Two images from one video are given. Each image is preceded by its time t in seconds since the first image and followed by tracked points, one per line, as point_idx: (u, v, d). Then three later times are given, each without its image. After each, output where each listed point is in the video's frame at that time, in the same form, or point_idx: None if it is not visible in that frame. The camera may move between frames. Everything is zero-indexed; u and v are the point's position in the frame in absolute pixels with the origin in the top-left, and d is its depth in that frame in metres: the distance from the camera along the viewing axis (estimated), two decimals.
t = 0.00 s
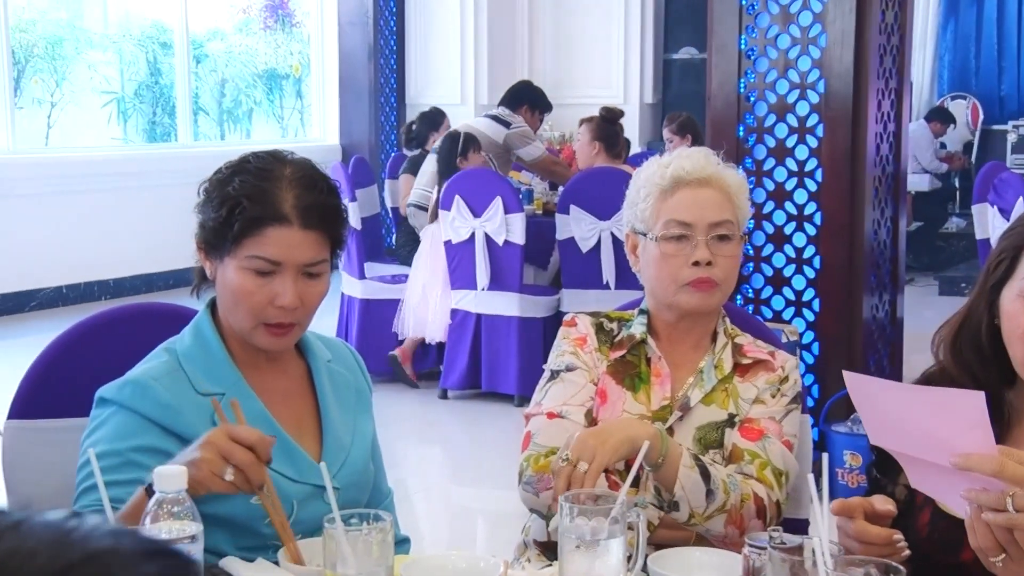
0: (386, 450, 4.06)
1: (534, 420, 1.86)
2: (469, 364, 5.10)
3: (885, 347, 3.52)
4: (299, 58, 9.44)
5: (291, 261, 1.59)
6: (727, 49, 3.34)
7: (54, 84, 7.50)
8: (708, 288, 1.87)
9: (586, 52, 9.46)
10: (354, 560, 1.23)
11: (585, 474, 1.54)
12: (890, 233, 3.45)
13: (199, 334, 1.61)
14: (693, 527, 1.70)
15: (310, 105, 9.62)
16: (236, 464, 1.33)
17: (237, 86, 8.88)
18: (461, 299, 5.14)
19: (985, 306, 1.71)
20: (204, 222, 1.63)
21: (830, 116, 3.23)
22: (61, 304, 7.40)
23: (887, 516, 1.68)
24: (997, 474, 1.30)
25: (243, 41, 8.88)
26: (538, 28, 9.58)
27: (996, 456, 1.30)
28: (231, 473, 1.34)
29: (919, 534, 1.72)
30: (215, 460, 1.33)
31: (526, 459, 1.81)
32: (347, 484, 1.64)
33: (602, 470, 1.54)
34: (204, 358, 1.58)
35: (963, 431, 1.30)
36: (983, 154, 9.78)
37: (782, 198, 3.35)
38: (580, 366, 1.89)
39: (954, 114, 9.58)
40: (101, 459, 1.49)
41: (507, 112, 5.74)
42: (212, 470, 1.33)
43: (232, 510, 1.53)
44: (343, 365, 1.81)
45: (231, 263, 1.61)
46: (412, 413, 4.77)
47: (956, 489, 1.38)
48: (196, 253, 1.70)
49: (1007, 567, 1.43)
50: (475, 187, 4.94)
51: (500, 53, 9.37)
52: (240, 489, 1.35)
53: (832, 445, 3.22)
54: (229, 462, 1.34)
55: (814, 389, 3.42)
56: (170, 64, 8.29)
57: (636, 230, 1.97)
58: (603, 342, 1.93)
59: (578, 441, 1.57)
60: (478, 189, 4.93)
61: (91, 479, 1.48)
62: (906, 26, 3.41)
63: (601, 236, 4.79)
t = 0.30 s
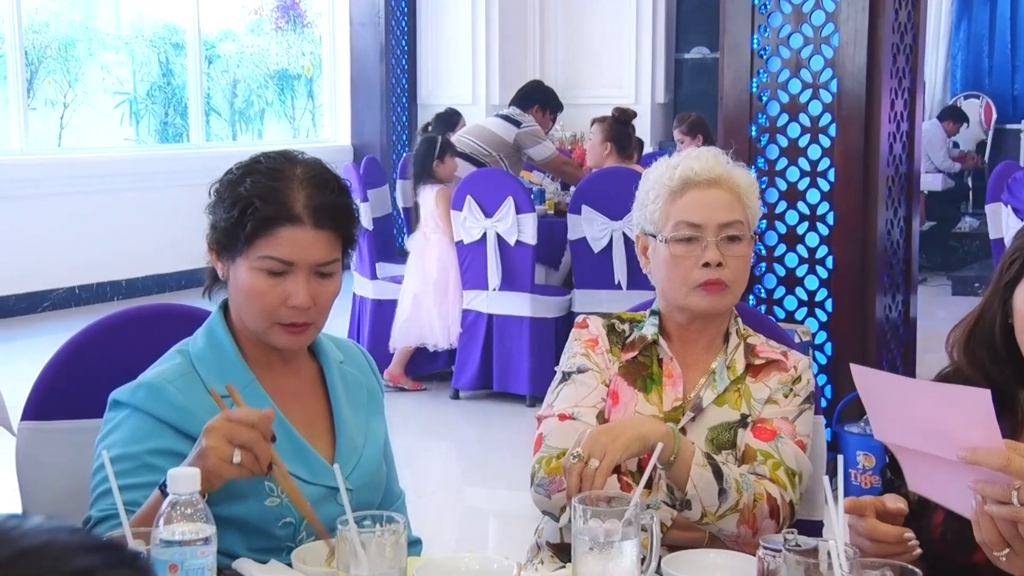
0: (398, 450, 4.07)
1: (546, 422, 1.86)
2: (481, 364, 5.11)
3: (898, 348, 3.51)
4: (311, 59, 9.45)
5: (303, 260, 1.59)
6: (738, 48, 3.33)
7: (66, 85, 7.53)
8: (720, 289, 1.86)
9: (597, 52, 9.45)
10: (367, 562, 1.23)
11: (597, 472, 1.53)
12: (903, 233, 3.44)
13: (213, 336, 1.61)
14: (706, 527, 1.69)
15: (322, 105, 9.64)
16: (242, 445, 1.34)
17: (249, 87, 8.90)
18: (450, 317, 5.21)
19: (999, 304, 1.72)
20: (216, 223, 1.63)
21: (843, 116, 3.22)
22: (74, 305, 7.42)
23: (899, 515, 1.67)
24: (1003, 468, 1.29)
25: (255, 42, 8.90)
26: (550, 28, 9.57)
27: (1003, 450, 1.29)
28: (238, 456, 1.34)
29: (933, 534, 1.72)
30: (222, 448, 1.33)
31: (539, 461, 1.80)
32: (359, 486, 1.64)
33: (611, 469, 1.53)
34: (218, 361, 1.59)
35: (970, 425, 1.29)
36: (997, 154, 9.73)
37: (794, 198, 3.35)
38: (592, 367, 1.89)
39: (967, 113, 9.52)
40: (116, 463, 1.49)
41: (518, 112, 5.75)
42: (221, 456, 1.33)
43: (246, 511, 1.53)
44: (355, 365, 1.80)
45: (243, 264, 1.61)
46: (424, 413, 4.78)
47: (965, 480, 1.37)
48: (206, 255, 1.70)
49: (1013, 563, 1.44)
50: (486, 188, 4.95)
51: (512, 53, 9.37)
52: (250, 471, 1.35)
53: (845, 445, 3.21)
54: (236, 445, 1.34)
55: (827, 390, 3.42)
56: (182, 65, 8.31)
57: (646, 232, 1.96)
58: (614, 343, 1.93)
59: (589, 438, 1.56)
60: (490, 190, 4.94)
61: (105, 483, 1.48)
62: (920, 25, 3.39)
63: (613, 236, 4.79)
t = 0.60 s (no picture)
0: (408, 451, 4.07)
1: (555, 424, 1.86)
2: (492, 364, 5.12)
3: (909, 350, 3.50)
4: (323, 58, 9.47)
5: (313, 257, 1.59)
6: (751, 49, 3.33)
7: (79, 84, 7.55)
8: (730, 291, 1.85)
9: (608, 52, 9.44)
10: (377, 563, 1.23)
11: (606, 467, 1.53)
12: (916, 234, 3.43)
13: (224, 337, 1.61)
14: (716, 526, 1.68)
15: (333, 106, 9.66)
16: (272, 459, 1.34)
17: (261, 86, 8.92)
18: (420, 327, 5.31)
19: (1011, 306, 1.71)
20: (226, 222, 1.64)
21: (856, 117, 3.21)
22: (86, 304, 7.44)
23: (909, 516, 1.67)
24: (1004, 469, 1.29)
25: (267, 41, 8.92)
26: (561, 28, 9.55)
27: (1004, 450, 1.28)
28: (268, 467, 1.34)
29: (946, 537, 1.71)
30: (251, 458, 1.34)
31: (548, 463, 1.79)
32: (370, 487, 1.64)
33: (621, 464, 1.53)
34: (229, 361, 1.59)
35: (975, 425, 1.28)
36: (1011, 154, 9.69)
37: (806, 199, 3.34)
38: (601, 369, 1.88)
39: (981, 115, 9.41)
40: (125, 461, 1.49)
41: (529, 111, 5.70)
42: (249, 466, 1.34)
43: (255, 511, 1.53)
44: (366, 366, 1.80)
45: (253, 263, 1.61)
46: (435, 414, 4.78)
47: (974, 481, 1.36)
48: (218, 255, 1.70)
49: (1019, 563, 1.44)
50: (496, 187, 4.96)
51: (524, 53, 9.35)
52: (276, 483, 1.35)
53: (856, 447, 3.20)
54: (266, 459, 1.35)
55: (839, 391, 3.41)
56: (195, 65, 8.33)
57: (656, 233, 1.95)
58: (624, 345, 1.93)
59: (599, 434, 1.56)
60: (500, 190, 4.94)
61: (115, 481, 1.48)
62: (933, 26, 3.37)
63: (624, 237, 4.78)
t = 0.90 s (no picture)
0: (417, 451, 4.08)
1: (562, 426, 1.85)
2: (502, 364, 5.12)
3: (920, 352, 3.48)
4: (334, 58, 9.48)
5: (317, 252, 1.59)
6: (762, 49, 3.32)
7: (91, 84, 7.58)
8: (739, 292, 1.84)
9: (619, 52, 9.45)
10: (383, 565, 1.23)
11: (613, 466, 1.52)
12: (927, 235, 3.41)
13: (231, 337, 1.62)
14: (724, 527, 1.68)
15: (344, 105, 9.68)
16: (269, 451, 1.34)
17: (272, 86, 8.95)
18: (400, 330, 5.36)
19: None
20: (230, 221, 1.64)
21: (867, 117, 3.20)
22: (98, 303, 7.47)
23: (920, 519, 1.66)
24: (1001, 476, 1.27)
25: (278, 41, 8.94)
26: (572, 28, 9.55)
27: (1001, 456, 1.27)
28: (266, 459, 1.34)
29: (958, 540, 1.71)
30: (249, 451, 1.34)
31: (555, 465, 1.79)
32: (377, 489, 1.64)
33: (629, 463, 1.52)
34: (235, 362, 1.59)
35: (975, 431, 1.27)
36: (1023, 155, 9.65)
37: (817, 199, 3.33)
38: (608, 371, 1.88)
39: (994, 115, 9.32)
40: (131, 463, 1.50)
41: (540, 112, 5.64)
42: (247, 458, 1.33)
43: (261, 513, 1.53)
44: (374, 367, 1.80)
45: (257, 260, 1.60)
46: (445, 415, 4.79)
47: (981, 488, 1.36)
48: (224, 256, 1.71)
49: None
50: (507, 188, 4.96)
51: (534, 53, 9.35)
52: (274, 477, 1.35)
53: (867, 449, 3.20)
54: (264, 451, 1.35)
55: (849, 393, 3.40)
56: (206, 64, 8.35)
57: (663, 234, 1.94)
58: (631, 346, 1.92)
59: (607, 431, 1.55)
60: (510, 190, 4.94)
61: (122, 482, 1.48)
62: (945, 26, 3.36)
63: (634, 237, 4.78)
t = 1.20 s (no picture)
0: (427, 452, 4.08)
1: (571, 427, 1.85)
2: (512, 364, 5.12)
3: (933, 352, 3.46)
4: (345, 59, 9.49)
5: (318, 248, 1.59)
6: (773, 49, 3.31)
7: (104, 85, 7.62)
8: (747, 293, 1.83)
9: (630, 52, 9.43)
10: (390, 567, 1.23)
11: (622, 478, 1.51)
12: (940, 235, 3.39)
13: (234, 340, 1.62)
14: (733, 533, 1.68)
15: (356, 105, 9.70)
16: (257, 448, 1.35)
17: (284, 87, 8.97)
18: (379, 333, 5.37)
19: None
20: (230, 223, 1.64)
21: (879, 117, 3.19)
22: (109, 303, 7.50)
23: (931, 522, 1.65)
24: (1000, 483, 1.27)
25: (290, 42, 8.96)
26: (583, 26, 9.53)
27: (999, 463, 1.26)
28: (254, 457, 1.35)
29: (970, 543, 1.70)
30: (236, 452, 1.34)
31: (563, 467, 1.79)
32: (383, 491, 1.64)
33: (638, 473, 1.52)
34: (239, 366, 1.59)
35: (970, 444, 1.26)
36: None
37: (829, 199, 3.32)
38: (616, 372, 1.88)
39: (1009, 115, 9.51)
40: (137, 468, 1.50)
41: (552, 113, 5.68)
42: (237, 462, 1.34)
43: (267, 518, 1.54)
44: (380, 367, 1.80)
45: (259, 258, 1.60)
46: (455, 415, 4.79)
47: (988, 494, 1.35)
48: (226, 259, 1.71)
49: None
50: (517, 188, 4.96)
51: (545, 53, 9.34)
52: (267, 472, 1.36)
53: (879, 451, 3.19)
54: (251, 449, 1.35)
55: (861, 393, 3.39)
56: (218, 65, 8.38)
57: (671, 235, 1.94)
58: (639, 347, 1.92)
59: (613, 445, 1.55)
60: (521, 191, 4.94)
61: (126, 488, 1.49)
62: (958, 25, 3.34)
63: (645, 237, 4.77)
